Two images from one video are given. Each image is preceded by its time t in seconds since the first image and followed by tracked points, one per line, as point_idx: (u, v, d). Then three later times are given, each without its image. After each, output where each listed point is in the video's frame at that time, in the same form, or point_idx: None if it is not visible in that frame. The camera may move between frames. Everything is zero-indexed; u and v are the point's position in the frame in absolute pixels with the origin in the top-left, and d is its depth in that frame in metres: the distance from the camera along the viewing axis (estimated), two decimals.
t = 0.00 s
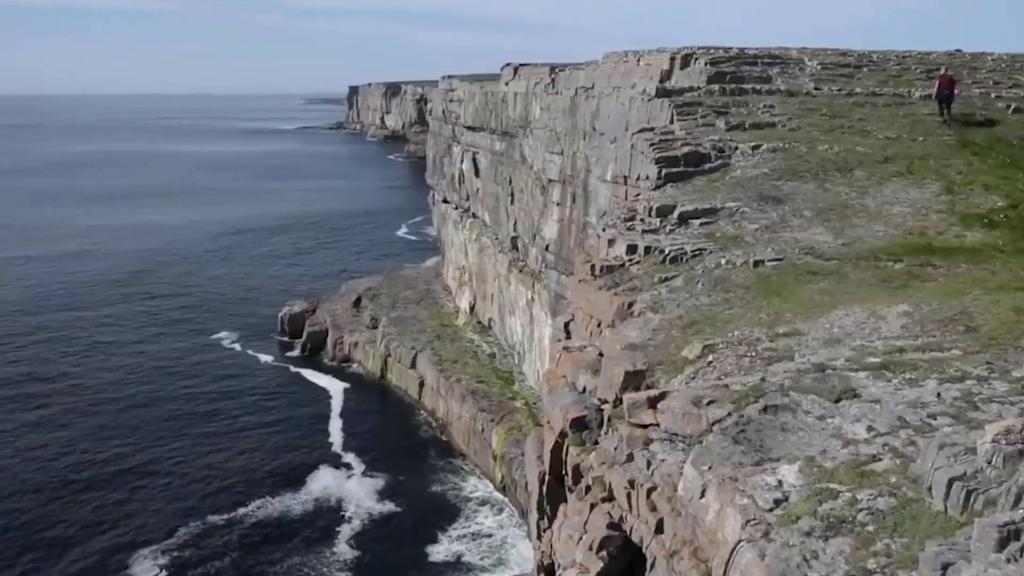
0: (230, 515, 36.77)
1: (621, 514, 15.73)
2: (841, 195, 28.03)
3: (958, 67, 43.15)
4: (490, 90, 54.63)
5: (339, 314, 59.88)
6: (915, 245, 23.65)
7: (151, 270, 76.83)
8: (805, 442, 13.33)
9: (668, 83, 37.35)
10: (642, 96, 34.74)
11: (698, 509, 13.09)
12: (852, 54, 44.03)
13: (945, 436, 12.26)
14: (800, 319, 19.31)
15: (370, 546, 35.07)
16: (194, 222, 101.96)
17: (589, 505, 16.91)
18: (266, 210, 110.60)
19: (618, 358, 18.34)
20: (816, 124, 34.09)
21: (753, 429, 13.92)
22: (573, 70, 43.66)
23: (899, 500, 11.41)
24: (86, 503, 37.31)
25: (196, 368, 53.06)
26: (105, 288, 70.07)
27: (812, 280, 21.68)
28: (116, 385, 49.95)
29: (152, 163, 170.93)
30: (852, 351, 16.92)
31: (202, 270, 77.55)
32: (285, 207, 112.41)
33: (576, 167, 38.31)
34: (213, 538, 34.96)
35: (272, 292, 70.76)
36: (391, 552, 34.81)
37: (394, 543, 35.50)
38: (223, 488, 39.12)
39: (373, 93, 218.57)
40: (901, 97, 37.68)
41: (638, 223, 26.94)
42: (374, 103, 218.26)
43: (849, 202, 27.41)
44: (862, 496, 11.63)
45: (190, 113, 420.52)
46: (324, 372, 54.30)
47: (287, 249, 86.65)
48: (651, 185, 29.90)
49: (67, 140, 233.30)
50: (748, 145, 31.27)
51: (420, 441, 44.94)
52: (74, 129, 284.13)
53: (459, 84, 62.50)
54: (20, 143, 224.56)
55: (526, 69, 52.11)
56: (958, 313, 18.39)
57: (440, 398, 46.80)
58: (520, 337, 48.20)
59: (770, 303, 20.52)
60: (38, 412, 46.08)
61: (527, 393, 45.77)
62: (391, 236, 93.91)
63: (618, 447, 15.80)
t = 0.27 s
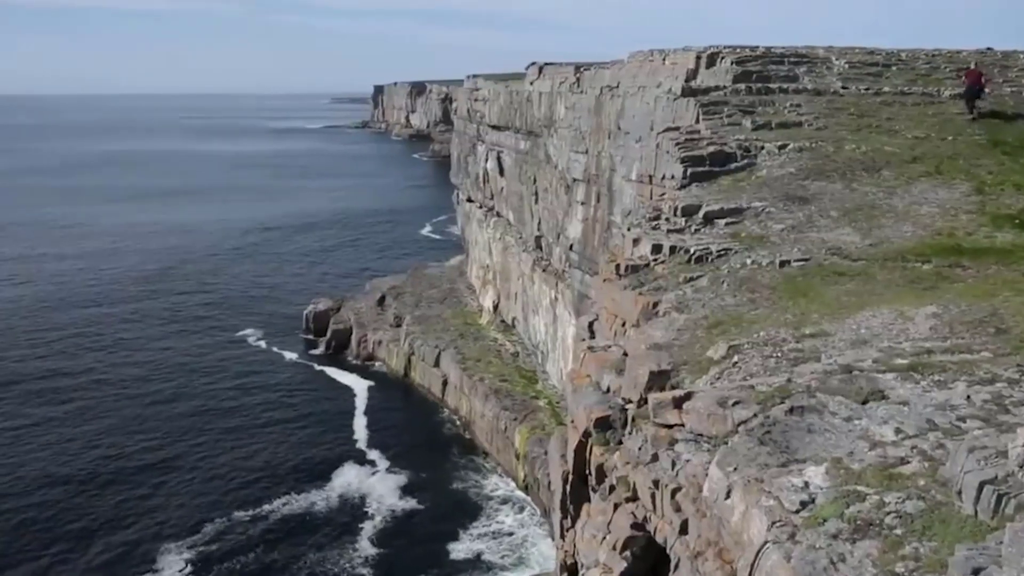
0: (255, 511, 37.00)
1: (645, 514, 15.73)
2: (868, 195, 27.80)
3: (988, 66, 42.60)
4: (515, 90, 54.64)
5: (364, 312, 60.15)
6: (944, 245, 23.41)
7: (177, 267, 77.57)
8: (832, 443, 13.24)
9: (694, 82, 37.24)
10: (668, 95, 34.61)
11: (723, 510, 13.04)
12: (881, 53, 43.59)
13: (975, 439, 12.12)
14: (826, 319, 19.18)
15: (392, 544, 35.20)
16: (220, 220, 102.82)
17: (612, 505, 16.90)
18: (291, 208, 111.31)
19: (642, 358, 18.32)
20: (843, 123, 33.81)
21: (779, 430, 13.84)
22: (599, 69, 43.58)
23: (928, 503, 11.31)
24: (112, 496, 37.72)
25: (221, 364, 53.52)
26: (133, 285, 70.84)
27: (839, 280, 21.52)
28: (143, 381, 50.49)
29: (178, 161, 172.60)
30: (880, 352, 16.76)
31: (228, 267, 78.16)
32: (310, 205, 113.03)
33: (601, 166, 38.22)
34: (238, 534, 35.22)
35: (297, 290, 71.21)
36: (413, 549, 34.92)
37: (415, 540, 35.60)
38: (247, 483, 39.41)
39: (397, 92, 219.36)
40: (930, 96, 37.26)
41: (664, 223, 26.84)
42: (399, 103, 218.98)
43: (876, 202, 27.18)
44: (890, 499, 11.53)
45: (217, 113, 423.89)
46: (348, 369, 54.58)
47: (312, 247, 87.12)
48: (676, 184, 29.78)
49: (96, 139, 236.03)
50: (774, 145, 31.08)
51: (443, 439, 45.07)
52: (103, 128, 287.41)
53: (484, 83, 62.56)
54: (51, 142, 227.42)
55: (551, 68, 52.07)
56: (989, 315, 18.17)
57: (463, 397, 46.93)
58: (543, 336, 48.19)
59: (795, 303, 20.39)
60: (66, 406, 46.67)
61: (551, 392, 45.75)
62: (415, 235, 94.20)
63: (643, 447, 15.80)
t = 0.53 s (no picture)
0: (275, 509, 37.13)
1: (664, 514, 15.71)
2: (891, 195, 27.57)
3: (1014, 64, 42.12)
4: (534, 89, 54.61)
5: (383, 310, 60.32)
6: (968, 246, 23.18)
7: (198, 265, 78.13)
8: (854, 445, 13.15)
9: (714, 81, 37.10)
10: (688, 94, 34.46)
11: (743, 511, 12.98)
12: (904, 51, 43.23)
13: (1000, 442, 11.99)
14: (848, 320, 19.03)
15: (410, 541, 35.28)
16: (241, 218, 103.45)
17: (632, 505, 16.88)
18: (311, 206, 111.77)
19: (662, 358, 18.28)
20: (866, 123, 33.55)
21: (800, 431, 13.76)
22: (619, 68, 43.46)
23: (951, 506, 11.21)
24: (133, 491, 38.01)
25: (241, 362, 53.84)
26: (154, 282, 71.43)
27: (861, 280, 21.35)
28: (163, 377, 50.86)
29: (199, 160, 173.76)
30: (902, 353, 16.63)
31: (248, 265, 78.65)
32: (330, 204, 113.44)
33: (621, 166, 38.13)
34: (258, 531, 35.41)
35: (317, 288, 71.52)
36: (430, 547, 34.97)
37: (433, 538, 35.65)
38: (266, 480, 39.59)
39: (417, 91, 219.90)
40: (954, 95, 36.91)
41: (684, 223, 26.73)
42: (418, 102, 219.45)
43: (899, 202, 26.95)
44: (913, 501, 11.44)
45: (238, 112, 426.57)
46: (366, 367, 54.76)
47: (331, 246, 87.47)
48: (697, 184, 29.66)
49: (120, 138, 238.12)
50: (796, 144, 30.89)
51: (461, 437, 45.14)
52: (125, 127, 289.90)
53: (504, 82, 62.58)
54: (75, 141, 229.68)
55: (571, 67, 52.02)
56: (1013, 316, 17.98)
57: (481, 395, 46.98)
58: (562, 336, 48.16)
59: (817, 304, 20.25)
60: (87, 402, 47.10)
61: (569, 392, 45.71)
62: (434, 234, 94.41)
63: (662, 447, 15.76)
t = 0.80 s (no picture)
0: (291, 507, 37.23)
1: (680, 514, 15.68)
2: (909, 195, 27.39)
3: None
4: (550, 89, 54.58)
5: (398, 309, 60.46)
6: (987, 246, 22.99)
7: (215, 263, 78.55)
8: (871, 446, 13.07)
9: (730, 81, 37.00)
10: (704, 94, 34.36)
11: (759, 512, 12.93)
12: (922, 50, 42.92)
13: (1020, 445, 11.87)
14: (865, 320, 18.93)
15: (424, 540, 35.32)
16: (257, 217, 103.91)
17: (647, 506, 16.84)
18: (327, 206, 112.10)
19: (677, 358, 18.23)
20: (883, 122, 33.36)
21: (817, 432, 13.68)
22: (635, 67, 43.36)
23: (970, 508, 11.12)
24: (148, 487, 38.25)
25: (256, 359, 54.08)
26: (170, 281, 71.90)
27: (878, 281, 21.23)
28: (178, 374, 51.18)
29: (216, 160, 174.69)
30: (920, 354, 16.50)
31: (264, 264, 78.98)
32: (345, 204, 113.78)
33: (636, 166, 38.07)
34: (273, 529, 35.54)
35: (332, 286, 71.77)
36: (443, 545, 35.02)
37: (446, 536, 35.67)
38: (280, 477, 39.74)
39: (433, 91, 220.27)
40: (973, 94, 36.62)
41: (700, 223, 26.63)
42: (434, 102, 219.80)
43: (917, 201, 26.76)
44: (931, 503, 11.36)
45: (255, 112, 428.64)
46: (381, 366, 54.89)
47: (347, 244, 87.75)
48: (712, 184, 29.57)
49: (138, 138, 239.61)
50: (813, 144, 30.74)
51: (475, 436, 45.17)
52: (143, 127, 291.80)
53: (519, 81, 62.59)
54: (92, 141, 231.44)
55: (586, 66, 51.97)
56: None
57: (496, 394, 47.02)
58: (577, 335, 48.14)
59: (833, 304, 20.15)
60: (103, 398, 47.45)
61: (584, 392, 45.67)
62: (450, 233, 94.53)
63: (678, 447, 15.72)
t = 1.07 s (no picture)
0: (309, 504, 37.36)
1: (698, 515, 15.62)
2: (931, 195, 27.17)
3: None
4: (569, 88, 54.46)
5: (416, 307, 60.58)
6: (1012, 247, 22.75)
7: (235, 261, 79.01)
8: (892, 448, 12.98)
9: (751, 80, 36.80)
10: (724, 93, 34.20)
11: (779, 514, 12.86)
12: (946, 48, 42.47)
13: None
14: (886, 322, 18.77)
15: (441, 538, 35.36)
16: (276, 216, 104.43)
17: (665, 506, 16.78)
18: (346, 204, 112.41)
19: (696, 358, 18.17)
20: (906, 121, 33.09)
21: (838, 434, 13.59)
22: (654, 66, 43.18)
23: (994, 512, 11.02)
24: (166, 482, 38.52)
25: (275, 357, 54.35)
26: (190, 278, 72.39)
27: (899, 281, 21.06)
28: (197, 370, 51.52)
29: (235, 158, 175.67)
30: (942, 356, 16.36)
31: (283, 262, 79.37)
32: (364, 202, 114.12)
33: (656, 165, 37.95)
34: (292, 525, 35.69)
35: (350, 285, 71.99)
36: (459, 543, 35.06)
37: (463, 534, 35.72)
38: (298, 473, 39.91)
39: (452, 90, 220.50)
40: (997, 94, 36.25)
41: (719, 222, 26.51)
42: (454, 101, 220.04)
43: (939, 201, 26.54)
44: (954, 506, 11.27)
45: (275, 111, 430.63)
46: (399, 364, 55.01)
47: (366, 243, 88.04)
48: (732, 183, 29.43)
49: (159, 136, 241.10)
50: (834, 143, 30.54)
51: (493, 434, 45.20)
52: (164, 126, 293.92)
53: (538, 80, 62.53)
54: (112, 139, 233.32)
55: (606, 65, 51.78)
56: None
57: (514, 393, 47.04)
58: (595, 335, 48.07)
59: (854, 305, 20.01)
60: (122, 393, 47.82)
61: (601, 391, 45.62)
62: (468, 232, 94.59)
63: (697, 448, 15.68)
